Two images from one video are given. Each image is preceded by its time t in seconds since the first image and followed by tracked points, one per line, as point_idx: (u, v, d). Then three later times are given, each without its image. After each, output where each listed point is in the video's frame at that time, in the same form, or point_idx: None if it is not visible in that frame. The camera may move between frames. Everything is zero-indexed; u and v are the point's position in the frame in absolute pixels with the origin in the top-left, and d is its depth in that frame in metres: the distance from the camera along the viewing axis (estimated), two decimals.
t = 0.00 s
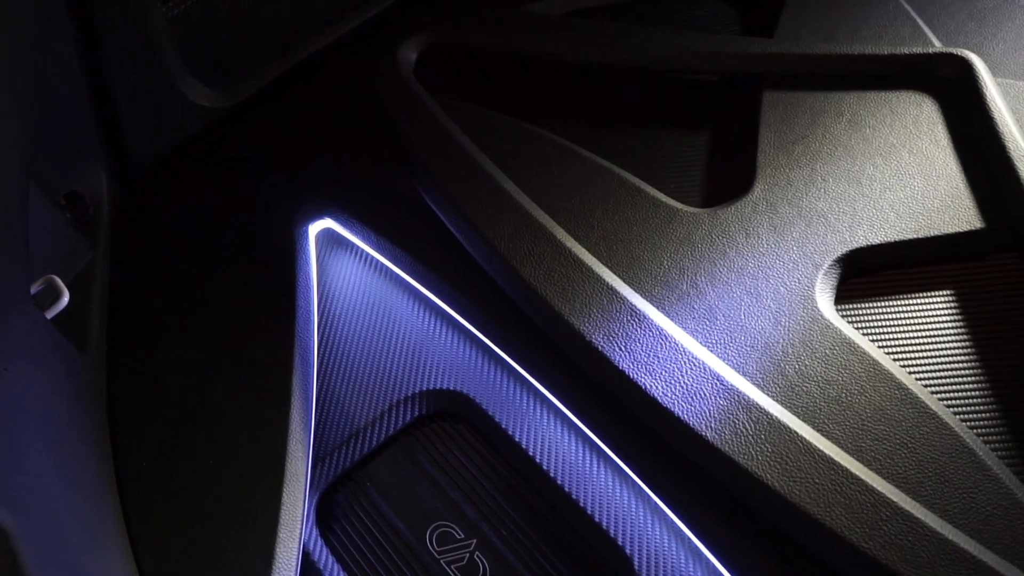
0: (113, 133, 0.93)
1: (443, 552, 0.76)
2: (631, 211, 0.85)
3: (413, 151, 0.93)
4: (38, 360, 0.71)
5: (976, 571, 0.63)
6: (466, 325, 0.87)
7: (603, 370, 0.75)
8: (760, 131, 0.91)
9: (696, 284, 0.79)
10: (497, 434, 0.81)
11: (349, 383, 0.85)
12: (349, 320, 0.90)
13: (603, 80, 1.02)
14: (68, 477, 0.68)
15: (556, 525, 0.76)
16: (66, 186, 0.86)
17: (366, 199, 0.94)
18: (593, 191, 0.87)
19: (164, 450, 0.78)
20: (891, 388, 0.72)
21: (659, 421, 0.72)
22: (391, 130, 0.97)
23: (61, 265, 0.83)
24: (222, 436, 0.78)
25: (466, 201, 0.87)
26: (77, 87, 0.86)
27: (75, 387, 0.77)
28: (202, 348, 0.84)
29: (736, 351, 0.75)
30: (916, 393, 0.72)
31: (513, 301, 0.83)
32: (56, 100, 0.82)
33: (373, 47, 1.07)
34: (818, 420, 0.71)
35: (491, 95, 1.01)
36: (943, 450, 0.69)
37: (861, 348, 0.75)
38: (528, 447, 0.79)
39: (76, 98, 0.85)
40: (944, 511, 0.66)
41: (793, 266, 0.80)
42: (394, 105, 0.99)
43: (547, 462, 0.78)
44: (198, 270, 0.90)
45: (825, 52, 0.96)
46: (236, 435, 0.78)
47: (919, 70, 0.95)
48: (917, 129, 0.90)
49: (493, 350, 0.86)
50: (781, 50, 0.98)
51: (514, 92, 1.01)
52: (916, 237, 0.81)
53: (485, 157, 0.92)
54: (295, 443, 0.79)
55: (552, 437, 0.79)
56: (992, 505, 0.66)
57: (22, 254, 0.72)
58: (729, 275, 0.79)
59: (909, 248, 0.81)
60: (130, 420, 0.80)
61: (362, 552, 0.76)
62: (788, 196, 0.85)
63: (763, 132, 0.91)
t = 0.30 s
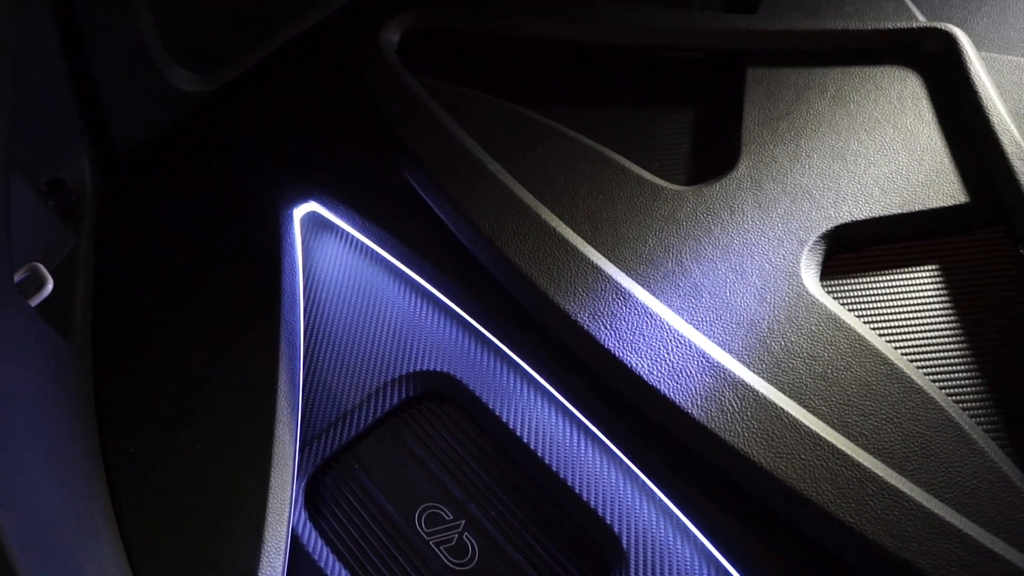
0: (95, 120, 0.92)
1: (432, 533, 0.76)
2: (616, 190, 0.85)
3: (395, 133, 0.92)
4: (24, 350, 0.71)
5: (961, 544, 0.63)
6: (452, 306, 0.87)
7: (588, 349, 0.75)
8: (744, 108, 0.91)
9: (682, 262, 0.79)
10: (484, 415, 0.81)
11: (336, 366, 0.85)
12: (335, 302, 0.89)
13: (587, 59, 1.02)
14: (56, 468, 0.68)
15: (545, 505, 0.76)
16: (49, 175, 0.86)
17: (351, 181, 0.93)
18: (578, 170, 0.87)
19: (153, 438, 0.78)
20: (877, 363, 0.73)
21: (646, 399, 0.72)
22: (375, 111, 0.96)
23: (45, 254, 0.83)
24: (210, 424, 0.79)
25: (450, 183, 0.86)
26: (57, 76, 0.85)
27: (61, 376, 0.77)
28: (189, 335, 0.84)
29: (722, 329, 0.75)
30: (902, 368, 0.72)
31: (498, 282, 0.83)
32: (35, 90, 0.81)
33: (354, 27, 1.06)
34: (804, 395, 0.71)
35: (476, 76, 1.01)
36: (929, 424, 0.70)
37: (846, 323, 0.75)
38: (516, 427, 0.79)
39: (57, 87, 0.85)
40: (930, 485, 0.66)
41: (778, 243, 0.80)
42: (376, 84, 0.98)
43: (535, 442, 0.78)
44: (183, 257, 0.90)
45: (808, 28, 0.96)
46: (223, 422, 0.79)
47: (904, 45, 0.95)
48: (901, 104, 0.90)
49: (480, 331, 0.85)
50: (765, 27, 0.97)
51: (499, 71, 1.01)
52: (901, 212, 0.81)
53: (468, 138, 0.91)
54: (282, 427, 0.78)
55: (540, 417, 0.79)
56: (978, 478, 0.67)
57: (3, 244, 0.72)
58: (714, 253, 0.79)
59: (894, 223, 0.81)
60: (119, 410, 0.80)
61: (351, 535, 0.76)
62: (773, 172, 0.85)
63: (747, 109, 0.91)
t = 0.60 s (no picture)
0: (78, 104, 0.91)
1: (422, 512, 0.76)
2: (603, 165, 0.84)
3: (380, 111, 0.91)
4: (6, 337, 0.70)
5: (950, 516, 0.63)
6: (440, 286, 0.86)
7: (576, 324, 0.75)
8: (731, 82, 0.91)
9: (669, 237, 0.79)
10: (473, 394, 0.80)
11: (324, 347, 0.85)
12: (322, 283, 0.89)
13: (575, 35, 1.01)
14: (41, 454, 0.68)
15: (535, 482, 0.76)
16: (32, 160, 0.85)
17: (337, 162, 0.93)
18: (564, 147, 0.86)
19: (141, 419, 0.78)
20: (866, 336, 0.72)
21: (634, 375, 0.72)
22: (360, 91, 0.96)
23: (29, 239, 0.82)
24: (198, 404, 0.78)
25: (435, 160, 0.86)
26: (38, 61, 0.84)
27: (47, 361, 0.76)
28: (176, 316, 0.84)
29: (710, 304, 0.75)
30: (891, 340, 0.72)
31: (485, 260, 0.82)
32: (15, 77, 0.81)
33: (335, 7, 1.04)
34: (793, 369, 0.70)
35: (462, 53, 1.00)
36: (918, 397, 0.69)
37: (835, 296, 0.74)
38: (505, 405, 0.79)
39: (38, 72, 0.84)
40: (919, 458, 0.66)
41: (765, 217, 0.79)
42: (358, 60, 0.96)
43: (524, 420, 0.78)
44: (168, 238, 0.90)
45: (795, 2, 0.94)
46: (212, 404, 0.78)
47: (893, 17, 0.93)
48: (889, 76, 0.89)
49: (468, 310, 0.85)
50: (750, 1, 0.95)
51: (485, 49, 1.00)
52: (889, 183, 0.81)
53: (455, 116, 0.90)
54: (271, 409, 0.78)
55: (529, 395, 0.79)
56: (967, 450, 0.67)
57: None
58: (701, 228, 0.79)
59: (882, 196, 0.81)
60: (106, 394, 0.80)
61: (342, 517, 0.76)
62: (760, 146, 0.84)
63: (733, 83, 0.90)
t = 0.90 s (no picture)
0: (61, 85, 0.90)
1: (411, 486, 0.76)
2: (588, 135, 0.84)
3: (360, 83, 0.90)
4: None
5: (939, 481, 0.63)
6: (427, 259, 0.86)
7: (561, 295, 0.74)
8: (716, 50, 0.90)
9: (654, 206, 0.78)
10: (460, 367, 0.80)
11: (311, 322, 0.84)
12: (308, 258, 0.88)
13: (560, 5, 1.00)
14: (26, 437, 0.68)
15: (523, 453, 0.76)
16: (15, 143, 0.84)
17: (325, 141, 0.93)
18: (549, 118, 0.86)
19: (130, 403, 0.78)
20: (853, 302, 0.72)
21: (620, 344, 0.72)
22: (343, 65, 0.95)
23: (13, 223, 0.82)
24: (185, 382, 0.78)
25: (417, 133, 0.85)
26: (19, 43, 0.83)
27: (32, 345, 0.76)
28: (162, 295, 0.84)
29: (695, 272, 0.74)
30: (878, 306, 0.72)
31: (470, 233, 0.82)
32: None
33: None
34: (780, 336, 0.70)
35: (446, 26, 0.99)
36: (905, 362, 0.69)
37: (821, 263, 0.74)
38: (492, 377, 0.78)
39: (19, 55, 0.83)
40: (907, 423, 0.66)
41: (751, 184, 0.79)
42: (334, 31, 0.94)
43: (513, 392, 0.77)
44: (153, 218, 0.89)
45: None
46: (199, 383, 0.78)
47: None
48: (875, 40, 0.88)
49: (456, 283, 0.84)
50: None
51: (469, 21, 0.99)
52: (876, 148, 0.80)
53: (436, 87, 0.89)
54: (257, 385, 0.78)
55: (516, 366, 0.79)
56: (955, 415, 0.66)
57: None
58: (687, 196, 0.79)
59: (870, 162, 0.80)
60: (94, 374, 0.80)
61: (332, 492, 0.76)
62: (746, 113, 0.84)
63: (719, 51, 0.90)
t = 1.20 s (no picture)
0: (40, 69, 0.89)
1: (401, 465, 0.76)
2: (573, 110, 0.83)
3: (342, 61, 0.90)
4: None
5: (928, 450, 0.63)
6: (413, 238, 0.85)
7: (548, 271, 0.74)
8: (701, 22, 0.89)
9: (640, 180, 0.78)
10: (448, 345, 0.79)
11: (297, 302, 0.83)
12: (293, 239, 0.87)
13: None
14: (8, 426, 0.68)
15: (512, 431, 0.76)
16: None
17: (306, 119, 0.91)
18: (534, 93, 0.85)
19: (117, 388, 0.78)
20: (841, 274, 0.72)
21: (608, 319, 0.72)
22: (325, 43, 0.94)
23: None
24: (171, 365, 0.78)
25: (401, 110, 0.84)
26: None
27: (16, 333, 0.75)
28: (147, 278, 0.83)
29: (682, 245, 0.74)
30: (866, 277, 0.71)
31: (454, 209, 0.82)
32: None
33: None
34: (767, 309, 0.70)
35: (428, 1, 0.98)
36: (894, 332, 0.69)
37: (808, 234, 0.73)
38: (480, 354, 0.78)
39: None
40: (895, 394, 0.66)
41: (737, 157, 0.79)
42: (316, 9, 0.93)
43: (502, 370, 0.77)
44: (136, 202, 0.88)
45: None
46: (185, 366, 0.78)
47: None
48: (861, 10, 0.87)
49: (443, 262, 0.83)
50: None
51: None
52: (862, 119, 0.79)
53: (420, 64, 0.88)
54: (245, 367, 0.77)
55: (504, 343, 0.78)
56: (944, 384, 0.66)
57: None
58: (673, 169, 0.78)
59: (856, 132, 0.80)
60: (80, 358, 0.80)
61: (321, 473, 0.76)
62: (731, 85, 0.83)
63: (703, 23, 0.89)
